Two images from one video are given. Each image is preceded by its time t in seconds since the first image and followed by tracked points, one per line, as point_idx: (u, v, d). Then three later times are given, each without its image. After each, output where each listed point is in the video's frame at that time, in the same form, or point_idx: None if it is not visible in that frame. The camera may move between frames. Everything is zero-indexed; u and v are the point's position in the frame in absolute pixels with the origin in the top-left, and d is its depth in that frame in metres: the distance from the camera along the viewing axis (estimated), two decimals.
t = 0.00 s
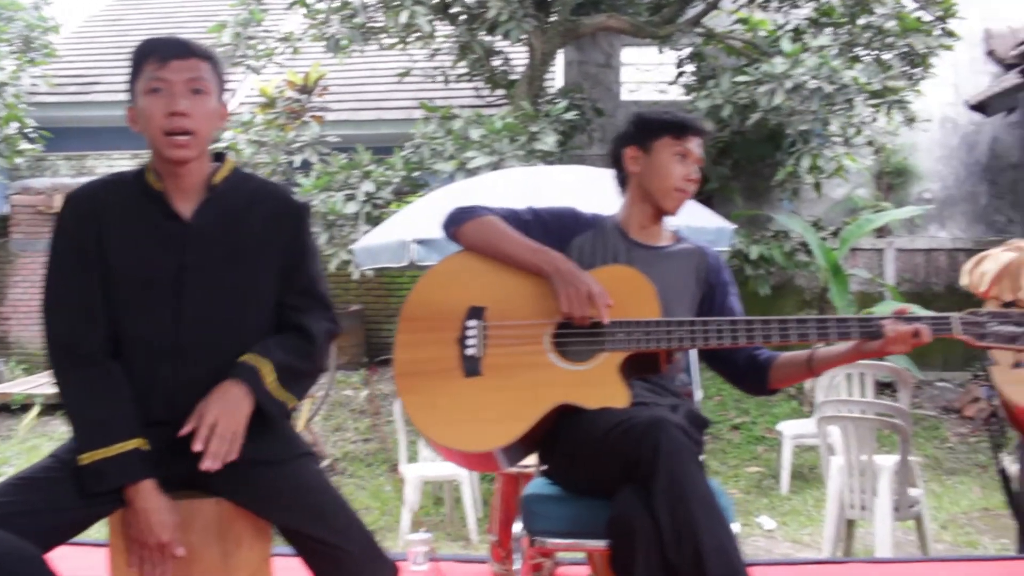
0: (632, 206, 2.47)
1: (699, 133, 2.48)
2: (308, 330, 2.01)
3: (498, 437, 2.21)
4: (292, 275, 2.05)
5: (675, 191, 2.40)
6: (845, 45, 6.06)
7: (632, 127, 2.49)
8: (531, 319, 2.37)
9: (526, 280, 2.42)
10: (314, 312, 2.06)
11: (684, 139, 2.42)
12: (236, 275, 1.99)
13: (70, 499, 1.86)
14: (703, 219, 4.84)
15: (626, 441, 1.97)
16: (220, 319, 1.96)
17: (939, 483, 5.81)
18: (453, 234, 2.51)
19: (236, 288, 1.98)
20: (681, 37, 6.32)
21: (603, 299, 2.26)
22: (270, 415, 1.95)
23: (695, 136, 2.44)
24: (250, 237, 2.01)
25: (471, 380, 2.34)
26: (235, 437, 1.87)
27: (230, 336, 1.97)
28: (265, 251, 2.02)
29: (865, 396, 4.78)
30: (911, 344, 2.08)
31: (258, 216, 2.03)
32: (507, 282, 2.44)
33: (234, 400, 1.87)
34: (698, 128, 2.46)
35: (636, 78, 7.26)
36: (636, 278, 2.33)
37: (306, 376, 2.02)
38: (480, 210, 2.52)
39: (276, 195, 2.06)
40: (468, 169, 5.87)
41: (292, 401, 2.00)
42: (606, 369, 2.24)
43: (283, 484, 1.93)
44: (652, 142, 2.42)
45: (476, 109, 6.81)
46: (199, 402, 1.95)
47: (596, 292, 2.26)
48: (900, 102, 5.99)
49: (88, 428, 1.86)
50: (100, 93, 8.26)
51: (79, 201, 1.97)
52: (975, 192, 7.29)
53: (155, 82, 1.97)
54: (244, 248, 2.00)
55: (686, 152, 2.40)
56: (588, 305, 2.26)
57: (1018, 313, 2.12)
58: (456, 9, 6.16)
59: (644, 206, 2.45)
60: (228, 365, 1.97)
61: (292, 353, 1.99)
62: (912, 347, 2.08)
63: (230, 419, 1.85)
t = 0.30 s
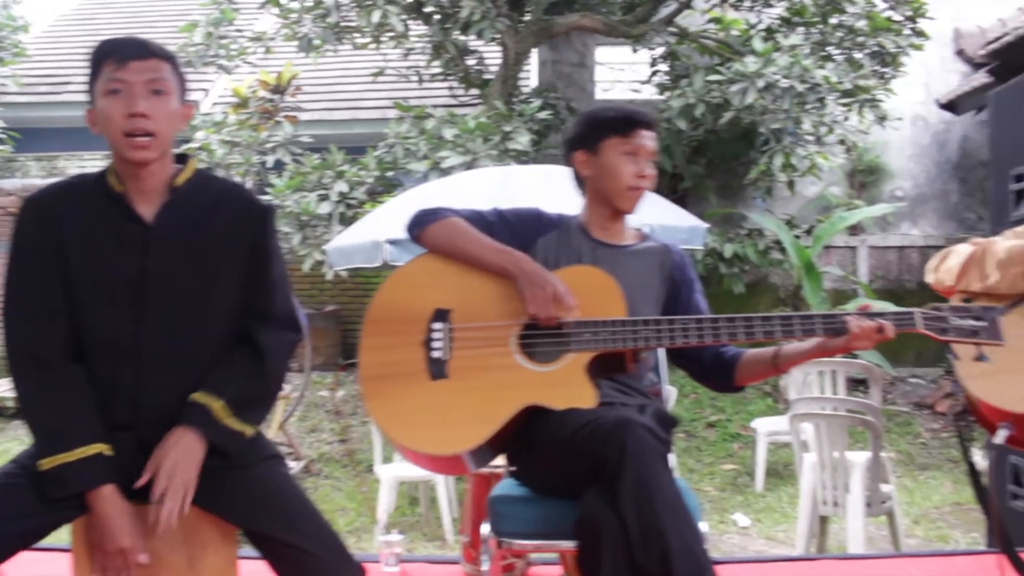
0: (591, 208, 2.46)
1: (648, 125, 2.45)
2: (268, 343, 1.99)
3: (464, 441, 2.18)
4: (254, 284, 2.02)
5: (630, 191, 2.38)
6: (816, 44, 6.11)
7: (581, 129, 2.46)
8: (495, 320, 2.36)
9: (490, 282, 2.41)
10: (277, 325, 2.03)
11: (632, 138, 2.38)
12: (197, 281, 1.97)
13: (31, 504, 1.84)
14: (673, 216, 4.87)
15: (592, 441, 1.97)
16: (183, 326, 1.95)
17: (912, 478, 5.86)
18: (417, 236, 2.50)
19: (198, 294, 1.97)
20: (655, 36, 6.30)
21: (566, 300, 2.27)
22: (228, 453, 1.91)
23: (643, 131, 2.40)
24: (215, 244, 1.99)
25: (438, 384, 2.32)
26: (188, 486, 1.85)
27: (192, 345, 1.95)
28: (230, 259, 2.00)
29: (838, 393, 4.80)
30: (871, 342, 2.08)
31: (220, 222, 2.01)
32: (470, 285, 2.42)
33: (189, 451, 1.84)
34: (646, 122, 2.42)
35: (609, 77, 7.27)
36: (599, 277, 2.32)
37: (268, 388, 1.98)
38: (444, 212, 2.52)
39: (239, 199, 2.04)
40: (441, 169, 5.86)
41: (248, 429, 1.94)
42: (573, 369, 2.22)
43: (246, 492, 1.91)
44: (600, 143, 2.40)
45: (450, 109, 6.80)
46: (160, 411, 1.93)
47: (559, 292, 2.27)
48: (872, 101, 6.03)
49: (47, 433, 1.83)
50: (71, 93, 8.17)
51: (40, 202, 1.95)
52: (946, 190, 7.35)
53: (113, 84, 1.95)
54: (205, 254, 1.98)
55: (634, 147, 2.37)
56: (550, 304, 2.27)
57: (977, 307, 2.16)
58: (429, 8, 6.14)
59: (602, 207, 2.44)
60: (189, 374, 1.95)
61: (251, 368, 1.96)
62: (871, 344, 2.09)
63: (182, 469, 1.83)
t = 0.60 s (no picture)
0: (552, 213, 2.40)
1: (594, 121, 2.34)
2: (232, 344, 1.97)
3: (425, 447, 2.12)
4: (218, 284, 2.01)
5: (582, 199, 2.30)
6: (789, 43, 6.14)
7: (524, 141, 2.37)
8: (457, 323, 2.31)
9: (453, 287, 2.36)
10: (242, 325, 2.01)
11: (572, 147, 2.28)
12: (159, 281, 1.95)
13: None
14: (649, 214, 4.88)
15: (554, 441, 1.94)
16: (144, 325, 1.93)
17: (885, 473, 5.90)
18: (381, 242, 2.45)
19: (160, 295, 1.95)
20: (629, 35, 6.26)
21: (526, 301, 2.22)
22: (193, 455, 1.90)
23: (583, 135, 2.28)
24: (177, 242, 1.99)
25: (401, 391, 2.25)
26: (150, 491, 1.83)
27: (155, 343, 1.94)
28: (193, 257, 1.99)
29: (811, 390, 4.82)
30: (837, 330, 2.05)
31: (182, 221, 2.00)
32: (434, 289, 2.37)
33: (148, 454, 1.83)
34: (585, 124, 2.30)
35: (584, 75, 7.27)
36: (562, 276, 2.27)
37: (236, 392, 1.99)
38: (405, 216, 2.47)
39: (202, 199, 2.03)
40: (415, 168, 5.84)
41: (213, 428, 1.93)
42: (535, 368, 2.18)
43: (210, 492, 1.90)
44: (542, 156, 2.32)
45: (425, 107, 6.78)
46: (122, 412, 1.91)
47: (519, 292, 2.22)
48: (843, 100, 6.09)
49: (6, 434, 1.81)
50: (41, 92, 8.08)
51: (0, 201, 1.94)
52: (918, 188, 7.42)
53: (74, 82, 1.92)
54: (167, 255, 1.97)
55: (575, 157, 2.27)
56: (511, 303, 2.21)
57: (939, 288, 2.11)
58: (403, 6, 6.11)
59: (561, 213, 2.37)
60: (152, 375, 1.93)
61: (215, 370, 1.95)
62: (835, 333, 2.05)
63: (143, 472, 1.82)
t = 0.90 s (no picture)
0: (520, 215, 2.36)
1: (556, 122, 2.32)
2: (202, 343, 1.96)
3: (388, 449, 2.10)
4: (186, 282, 1.99)
5: (548, 199, 2.27)
6: (763, 41, 6.16)
7: (488, 146, 2.37)
8: (419, 324, 2.26)
9: (414, 288, 2.31)
10: (212, 325, 2.00)
11: (532, 146, 2.27)
12: (125, 279, 1.93)
13: None
14: (622, 211, 4.89)
15: (514, 438, 1.89)
16: (110, 323, 1.91)
17: (859, 469, 5.94)
18: (341, 244, 2.42)
19: (126, 293, 1.92)
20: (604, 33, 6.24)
21: (485, 299, 2.16)
22: (158, 454, 1.88)
23: (544, 133, 2.27)
24: (144, 241, 1.95)
25: (364, 394, 2.22)
26: (117, 489, 1.81)
27: (121, 342, 1.91)
28: (161, 256, 1.96)
29: (784, 387, 4.83)
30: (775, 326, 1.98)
31: (148, 219, 1.97)
32: (396, 290, 2.33)
33: (115, 450, 1.81)
34: (546, 122, 2.29)
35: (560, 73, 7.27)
36: (523, 271, 2.21)
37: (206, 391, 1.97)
38: (365, 217, 2.43)
39: (169, 198, 2.00)
40: (390, 166, 5.81)
41: (180, 427, 1.92)
42: (494, 370, 2.11)
43: (177, 492, 1.88)
44: (506, 160, 2.31)
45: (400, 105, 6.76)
46: (88, 412, 1.89)
47: (478, 286, 2.17)
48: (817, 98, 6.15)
49: None
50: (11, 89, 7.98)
51: None
52: (892, 186, 7.47)
53: (38, 74, 1.89)
54: (133, 253, 1.94)
55: (535, 157, 2.25)
56: (470, 298, 2.16)
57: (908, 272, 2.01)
58: (378, 3, 6.08)
59: (530, 215, 2.34)
60: (119, 374, 1.91)
61: (184, 368, 1.94)
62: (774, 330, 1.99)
63: (111, 467, 1.80)
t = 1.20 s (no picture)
0: (487, 201, 2.33)
1: (539, 116, 2.29)
2: (167, 342, 1.94)
3: (356, 455, 2.08)
4: (152, 281, 1.97)
5: (511, 189, 2.24)
6: (738, 40, 6.17)
7: (465, 125, 2.34)
8: (383, 327, 2.24)
9: (380, 289, 2.29)
10: (178, 325, 1.98)
11: (507, 133, 2.23)
12: (89, 277, 1.91)
13: None
14: (597, 209, 4.90)
15: (476, 439, 1.87)
16: (74, 322, 1.89)
17: (834, 466, 5.97)
18: (305, 246, 2.40)
19: (90, 291, 1.91)
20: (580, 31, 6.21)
21: (444, 296, 2.13)
22: (121, 455, 1.86)
23: (520, 122, 2.23)
24: (110, 239, 1.93)
25: (331, 399, 2.20)
26: (82, 488, 1.79)
27: (85, 341, 1.89)
28: (126, 254, 1.94)
29: (758, 384, 4.85)
30: (707, 316, 1.87)
31: (113, 217, 1.95)
32: (361, 293, 2.31)
33: (79, 451, 1.80)
34: (526, 111, 2.25)
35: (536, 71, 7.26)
36: (484, 267, 2.16)
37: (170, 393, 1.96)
38: (328, 218, 2.42)
39: (134, 195, 1.98)
40: (365, 164, 5.79)
41: (145, 428, 1.90)
42: (457, 369, 2.07)
43: (144, 493, 1.86)
44: (478, 139, 2.27)
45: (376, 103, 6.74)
46: (52, 411, 1.87)
47: (437, 283, 2.14)
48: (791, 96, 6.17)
49: None
50: None
51: None
52: (866, 184, 7.52)
53: (2, 70, 1.86)
54: (98, 251, 1.92)
55: (506, 144, 2.22)
56: (431, 295, 2.13)
57: (877, 245, 1.86)
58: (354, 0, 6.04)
59: (494, 201, 2.31)
60: (82, 374, 1.89)
61: (149, 367, 1.92)
62: (707, 321, 1.88)
63: (75, 468, 1.78)
